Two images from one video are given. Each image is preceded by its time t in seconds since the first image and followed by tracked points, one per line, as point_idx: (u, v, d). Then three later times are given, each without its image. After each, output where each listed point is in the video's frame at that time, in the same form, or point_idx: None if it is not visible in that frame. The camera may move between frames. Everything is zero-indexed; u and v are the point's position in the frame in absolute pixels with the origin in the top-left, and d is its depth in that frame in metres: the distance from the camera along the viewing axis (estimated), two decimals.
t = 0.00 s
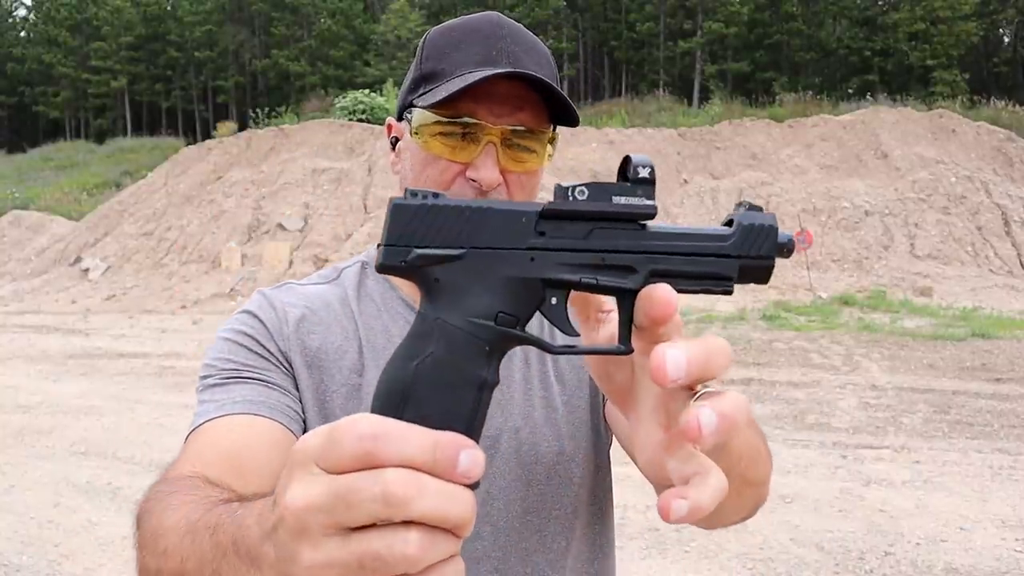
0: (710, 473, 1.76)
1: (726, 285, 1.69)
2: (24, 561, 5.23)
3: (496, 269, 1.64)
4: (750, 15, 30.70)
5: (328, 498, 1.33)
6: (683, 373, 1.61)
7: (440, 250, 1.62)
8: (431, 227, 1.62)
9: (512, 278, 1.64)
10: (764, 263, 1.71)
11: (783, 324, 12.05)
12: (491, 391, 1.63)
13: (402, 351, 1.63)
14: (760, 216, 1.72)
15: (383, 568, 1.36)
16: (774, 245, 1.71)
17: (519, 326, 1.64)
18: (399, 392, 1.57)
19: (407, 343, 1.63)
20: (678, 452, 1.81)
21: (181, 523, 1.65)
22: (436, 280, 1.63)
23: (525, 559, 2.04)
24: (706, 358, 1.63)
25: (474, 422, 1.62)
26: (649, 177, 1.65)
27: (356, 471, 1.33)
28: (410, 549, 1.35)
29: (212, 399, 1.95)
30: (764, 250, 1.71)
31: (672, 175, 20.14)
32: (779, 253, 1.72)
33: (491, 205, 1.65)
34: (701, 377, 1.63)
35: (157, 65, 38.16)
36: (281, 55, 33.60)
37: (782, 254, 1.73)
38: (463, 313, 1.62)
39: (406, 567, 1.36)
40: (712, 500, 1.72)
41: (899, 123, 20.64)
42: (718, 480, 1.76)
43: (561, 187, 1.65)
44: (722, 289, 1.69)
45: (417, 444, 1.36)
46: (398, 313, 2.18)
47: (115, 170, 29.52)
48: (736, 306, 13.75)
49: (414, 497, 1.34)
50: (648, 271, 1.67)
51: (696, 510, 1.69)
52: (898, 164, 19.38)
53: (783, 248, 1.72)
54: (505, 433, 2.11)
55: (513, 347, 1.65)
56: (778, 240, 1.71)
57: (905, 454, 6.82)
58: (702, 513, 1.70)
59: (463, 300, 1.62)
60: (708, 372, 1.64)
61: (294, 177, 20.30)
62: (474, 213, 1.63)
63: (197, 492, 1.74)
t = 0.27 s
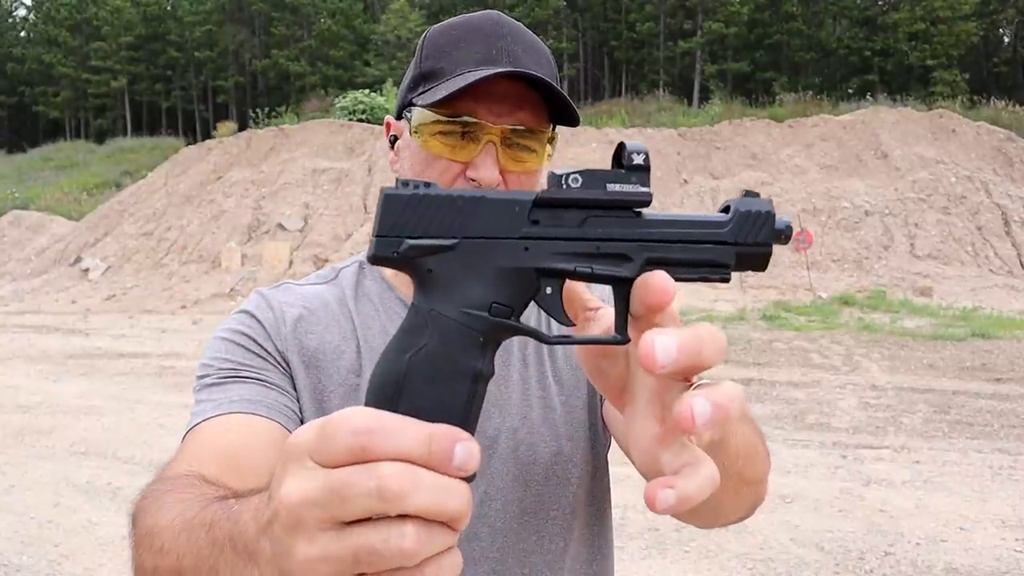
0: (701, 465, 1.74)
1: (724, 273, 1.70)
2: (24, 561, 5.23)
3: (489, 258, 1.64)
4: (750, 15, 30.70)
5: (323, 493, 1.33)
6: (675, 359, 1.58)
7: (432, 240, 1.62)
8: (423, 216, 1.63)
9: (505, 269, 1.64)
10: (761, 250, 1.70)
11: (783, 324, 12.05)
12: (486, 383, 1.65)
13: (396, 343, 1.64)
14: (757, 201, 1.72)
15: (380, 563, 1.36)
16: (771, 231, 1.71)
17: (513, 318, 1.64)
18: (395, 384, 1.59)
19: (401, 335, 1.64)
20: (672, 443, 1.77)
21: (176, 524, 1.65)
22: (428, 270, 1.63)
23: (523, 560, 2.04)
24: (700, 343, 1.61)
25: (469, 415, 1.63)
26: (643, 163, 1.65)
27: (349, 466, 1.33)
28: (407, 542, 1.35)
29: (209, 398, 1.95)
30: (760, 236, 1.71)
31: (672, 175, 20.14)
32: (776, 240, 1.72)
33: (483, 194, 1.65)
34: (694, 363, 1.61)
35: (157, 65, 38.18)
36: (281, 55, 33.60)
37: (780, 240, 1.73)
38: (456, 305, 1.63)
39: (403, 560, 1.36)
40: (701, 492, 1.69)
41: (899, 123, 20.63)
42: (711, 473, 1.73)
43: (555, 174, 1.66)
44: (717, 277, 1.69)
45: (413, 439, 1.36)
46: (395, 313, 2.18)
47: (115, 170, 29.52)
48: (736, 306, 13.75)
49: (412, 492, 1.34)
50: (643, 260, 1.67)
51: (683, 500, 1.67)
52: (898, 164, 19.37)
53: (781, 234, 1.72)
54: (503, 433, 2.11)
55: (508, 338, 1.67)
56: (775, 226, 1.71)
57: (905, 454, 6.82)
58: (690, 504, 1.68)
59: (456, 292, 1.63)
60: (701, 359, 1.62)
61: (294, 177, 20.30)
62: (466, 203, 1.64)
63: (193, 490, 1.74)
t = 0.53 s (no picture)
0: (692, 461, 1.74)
1: (728, 267, 1.71)
2: (24, 561, 5.23)
3: (486, 252, 1.65)
4: (750, 15, 30.69)
5: (316, 486, 1.33)
6: (667, 353, 1.59)
7: (428, 233, 1.64)
8: (419, 210, 1.64)
9: (502, 262, 1.65)
10: (765, 243, 1.71)
11: (784, 324, 12.05)
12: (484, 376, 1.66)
13: (392, 337, 1.64)
14: (762, 193, 1.72)
15: (372, 556, 1.36)
16: (777, 223, 1.71)
17: (511, 311, 1.66)
18: (389, 376, 1.60)
19: (398, 328, 1.64)
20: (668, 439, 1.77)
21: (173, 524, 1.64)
22: (424, 264, 1.65)
23: (523, 561, 2.04)
24: (694, 337, 1.61)
25: (465, 408, 1.64)
26: (644, 154, 1.66)
27: (340, 458, 1.34)
28: (400, 535, 1.36)
29: (209, 398, 1.95)
30: (766, 229, 1.71)
31: (672, 175, 20.15)
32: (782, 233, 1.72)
33: (482, 185, 1.67)
34: (687, 355, 1.61)
35: (157, 65, 38.18)
36: (281, 55, 33.56)
37: (787, 234, 1.73)
38: (452, 300, 1.64)
39: (395, 554, 1.37)
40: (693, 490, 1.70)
41: (899, 123, 20.62)
42: (704, 469, 1.74)
43: (553, 167, 1.67)
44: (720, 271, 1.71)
45: (407, 433, 1.37)
46: (395, 312, 2.18)
47: (115, 170, 29.52)
48: (736, 306, 13.75)
49: (405, 484, 1.35)
50: (644, 253, 1.69)
51: (671, 495, 1.67)
52: (898, 164, 19.37)
53: (786, 227, 1.73)
54: (502, 432, 2.10)
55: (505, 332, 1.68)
56: (781, 219, 1.72)
57: (905, 454, 6.82)
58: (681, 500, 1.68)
59: (454, 284, 1.65)
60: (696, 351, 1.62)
61: (294, 177, 20.31)
62: (462, 195, 1.65)
63: (191, 489, 1.74)
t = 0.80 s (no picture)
0: (687, 453, 1.73)
1: (735, 266, 1.64)
2: (24, 561, 5.23)
3: (479, 246, 1.69)
4: (750, 14, 30.69)
5: (314, 458, 1.43)
6: (659, 346, 1.59)
7: (423, 227, 1.70)
8: (417, 205, 1.70)
9: (494, 255, 1.69)
10: (776, 240, 1.63)
11: (784, 323, 12.05)
12: (479, 365, 1.73)
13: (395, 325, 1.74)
14: (776, 186, 1.64)
15: (360, 529, 1.45)
16: (789, 220, 1.63)
17: (506, 305, 1.70)
18: (388, 357, 1.70)
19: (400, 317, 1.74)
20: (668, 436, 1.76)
21: (184, 526, 1.69)
22: (421, 256, 1.72)
23: (522, 561, 2.05)
24: (691, 330, 1.61)
25: (458, 394, 1.71)
26: (640, 148, 1.63)
27: (336, 431, 1.45)
28: (384, 508, 1.44)
29: (210, 400, 1.95)
30: (775, 225, 1.64)
31: (672, 176, 20.15)
32: (797, 233, 1.64)
33: (475, 180, 1.70)
34: (681, 347, 1.61)
35: (157, 65, 38.18)
36: (281, 55, 33.54)
37: (805, 234, 1.64)
38: (447, 290, 1.71)
39: (382, 526, 1.45)
40: (687, 485, 1.68)
41: (899, 123, 20.62)
42: (702, 466, 1.72)
43: (548, 162, 1.68)
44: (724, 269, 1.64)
45: (397, 411, 1.46)
46: (394, 311, 2.18)
47: (115, 170, 29.51)
48: (736, 306, 13.75)
49: (388, 459, 1.44)
50: (640, 249, 1.65)
51: (661, 490, 1.66)
52: (898, 164, 19.37)
53: (803, 224, 1.64)
54: (501, 433, 2.10)
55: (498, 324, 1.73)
56: (795, 215, 1.63)
57: (905, 454, 6.82)
58: (673, 496, 1.67)
59: (447, 276, 1.71)
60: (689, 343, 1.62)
61: (294, 177, 20.31)
62: (456, 189, 1.70)
63: (196, 493, 1.76)
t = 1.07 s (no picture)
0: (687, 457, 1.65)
1: (729, 281, 1.51)
2: (24, 561, 5.23)
3: (485, 251, 1.70)
4: (750, 15, 30.71)
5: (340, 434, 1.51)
6: (647, 356, 1.53)
7: (445, 231, 1.74)
8: (438, 209, 1.75)
9: (501, 261, 1.69)
10: (772, 261, 1.48)
11: (783, 323, 12.05)
12: (491, 364, 1.74)
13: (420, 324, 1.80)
14: (774, 198, 1.48)
15: (371, 500, 1.50)
16: (784, 233, 1.47)
17: (514, 308, 1.69)
18: (412, 356, 1.76)
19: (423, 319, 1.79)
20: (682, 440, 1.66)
21: (203, 531, 1.74)
22: (442, 258, 1.76)
23: (522, 560, 2.05)
24: (679, 338, 1.55)
25: (470, 389, 1.72)
26: (635, 158, 1.53)
27: (363, 409, 1.52)
28: (393, 481, 1.48)
29: (213, 405, 1.96)
30: (768, 240, 1.48)
31: (672, 176, 20.15)
32: (795, 251, 1.48)
33: (488, 190, 1.71)
34: (669, 358, 1.55)
35: (157, 65, 38.22)
36: (281, 55, 33.51)
37: (808, 248, 1.47)
38: (462, 292, 1.74)
39: (386, 498, 1.49)
40: (685, 491, 1.60)
41: (899, 123, 20.62)
42: (704, 473, 1.64)
43: (549, 172, 1.64)
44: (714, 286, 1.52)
45: (414, 396, 1.52)
46: (393, 309, 2.19)
47: (115, 170, 29.53)
48: (736, 306, 13.75)
49: (397, 436, 1.48)
50: (633, 259, 1.56)
51: (660, 490, 1.59)
52: (898, 165, 19.37)
53: (803, 239, 1.47)
54: (503, 430, 2.11)
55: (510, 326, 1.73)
56: (793, 229, 1.47)
57: (905, 454, 6.82)
58: (670, 499, 1.59)
59: (461, 278, 1.73)
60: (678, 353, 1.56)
61: (294, 177, 20.30)
62: (474, 196, 1.71)
63: (210, 499, 1.79)
